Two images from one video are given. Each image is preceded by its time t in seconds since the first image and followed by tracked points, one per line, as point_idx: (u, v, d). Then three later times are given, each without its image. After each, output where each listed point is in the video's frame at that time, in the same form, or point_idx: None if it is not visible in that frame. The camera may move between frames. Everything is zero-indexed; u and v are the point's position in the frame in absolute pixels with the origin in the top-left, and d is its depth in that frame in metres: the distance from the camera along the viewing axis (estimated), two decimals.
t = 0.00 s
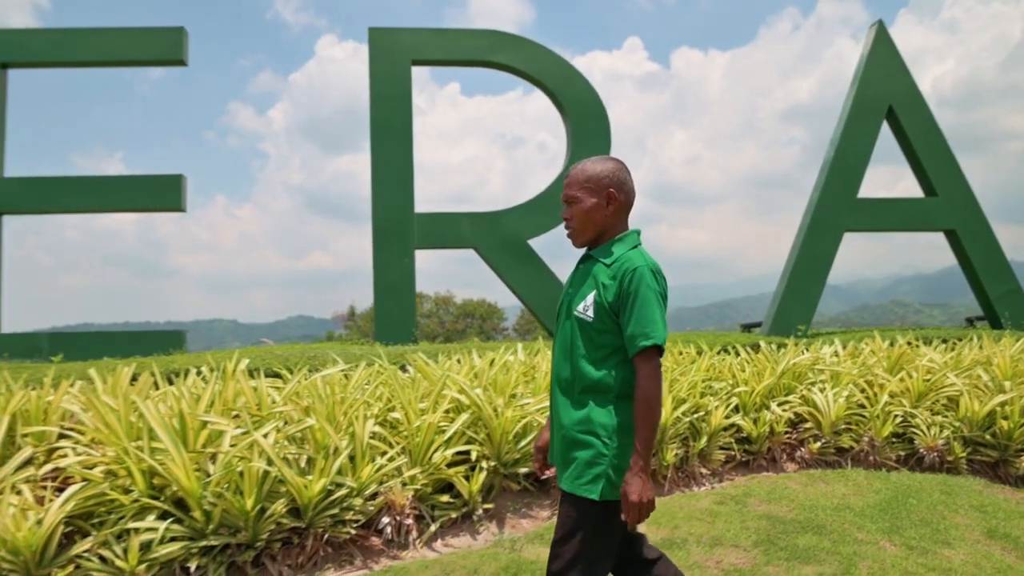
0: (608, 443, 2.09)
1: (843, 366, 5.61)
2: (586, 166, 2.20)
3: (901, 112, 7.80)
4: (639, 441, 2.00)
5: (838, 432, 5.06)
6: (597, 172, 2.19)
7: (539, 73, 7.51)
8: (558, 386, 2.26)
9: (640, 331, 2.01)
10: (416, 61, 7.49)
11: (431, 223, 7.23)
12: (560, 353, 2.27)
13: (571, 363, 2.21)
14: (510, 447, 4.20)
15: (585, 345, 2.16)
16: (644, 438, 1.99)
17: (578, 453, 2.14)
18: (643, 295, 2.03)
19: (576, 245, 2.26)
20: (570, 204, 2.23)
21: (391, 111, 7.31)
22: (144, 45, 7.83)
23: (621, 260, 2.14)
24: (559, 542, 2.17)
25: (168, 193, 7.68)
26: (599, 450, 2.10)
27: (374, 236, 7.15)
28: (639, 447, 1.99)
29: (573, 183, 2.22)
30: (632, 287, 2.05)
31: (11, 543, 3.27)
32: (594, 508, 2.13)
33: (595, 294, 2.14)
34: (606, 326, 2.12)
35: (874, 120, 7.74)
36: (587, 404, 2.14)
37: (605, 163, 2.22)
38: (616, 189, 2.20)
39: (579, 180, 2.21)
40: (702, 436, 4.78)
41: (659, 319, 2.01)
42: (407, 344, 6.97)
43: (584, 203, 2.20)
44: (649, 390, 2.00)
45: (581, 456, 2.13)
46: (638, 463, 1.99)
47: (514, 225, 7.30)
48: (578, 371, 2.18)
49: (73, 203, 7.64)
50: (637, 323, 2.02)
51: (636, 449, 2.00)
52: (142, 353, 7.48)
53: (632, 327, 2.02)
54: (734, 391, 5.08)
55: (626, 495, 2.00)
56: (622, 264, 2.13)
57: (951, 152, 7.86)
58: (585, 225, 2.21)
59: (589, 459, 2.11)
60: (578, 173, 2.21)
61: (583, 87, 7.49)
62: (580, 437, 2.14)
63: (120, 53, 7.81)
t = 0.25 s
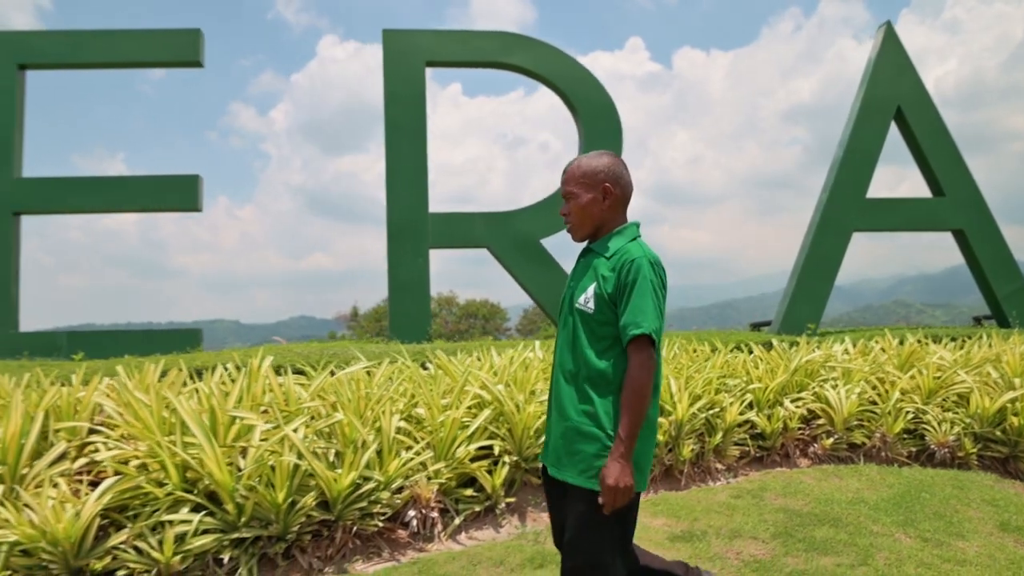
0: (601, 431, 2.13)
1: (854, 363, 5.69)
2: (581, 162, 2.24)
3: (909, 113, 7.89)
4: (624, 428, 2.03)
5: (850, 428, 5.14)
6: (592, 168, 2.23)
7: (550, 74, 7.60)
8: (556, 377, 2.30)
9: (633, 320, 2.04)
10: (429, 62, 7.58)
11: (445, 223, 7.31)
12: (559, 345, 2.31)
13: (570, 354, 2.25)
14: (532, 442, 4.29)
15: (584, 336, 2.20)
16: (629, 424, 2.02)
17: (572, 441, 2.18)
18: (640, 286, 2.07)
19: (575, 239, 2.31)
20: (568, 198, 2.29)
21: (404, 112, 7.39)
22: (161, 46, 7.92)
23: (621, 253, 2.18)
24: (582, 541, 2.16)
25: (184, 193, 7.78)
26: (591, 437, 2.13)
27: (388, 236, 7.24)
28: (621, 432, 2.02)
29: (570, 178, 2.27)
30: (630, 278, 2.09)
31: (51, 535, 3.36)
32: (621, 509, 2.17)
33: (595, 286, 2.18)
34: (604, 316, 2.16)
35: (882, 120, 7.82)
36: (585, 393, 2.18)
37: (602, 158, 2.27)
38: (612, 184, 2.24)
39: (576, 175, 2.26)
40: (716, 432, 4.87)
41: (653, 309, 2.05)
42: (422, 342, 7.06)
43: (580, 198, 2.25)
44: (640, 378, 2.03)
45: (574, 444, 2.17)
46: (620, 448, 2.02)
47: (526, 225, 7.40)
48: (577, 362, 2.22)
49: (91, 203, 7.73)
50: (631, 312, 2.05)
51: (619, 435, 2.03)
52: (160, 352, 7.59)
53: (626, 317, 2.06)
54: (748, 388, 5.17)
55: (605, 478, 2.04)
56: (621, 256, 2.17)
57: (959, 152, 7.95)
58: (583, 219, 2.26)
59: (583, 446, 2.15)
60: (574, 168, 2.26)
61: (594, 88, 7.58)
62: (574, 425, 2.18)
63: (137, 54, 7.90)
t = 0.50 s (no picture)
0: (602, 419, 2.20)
1: (865, 361, 5.78)
2: (577, 159, 2.34)
3: (917, 114, 7.97)
4: (611, 411, 2.10)
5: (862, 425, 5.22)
6: (587, 165, 2.33)
7: (562, 75, 7.68)
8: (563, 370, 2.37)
9: (632, 310, 2.11)
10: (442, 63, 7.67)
11: (458, 222, 7.40)
12: (566, 338, 2.40)
13: (577, 347, 2.33)
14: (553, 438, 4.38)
15: (591, 329, 2.28)
16: (614, 407, 2.09)
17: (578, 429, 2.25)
18: (642, 278, 2.15)
19: (576, 234, 2.41)
20: (567, 195, 2.38)
21: (418, 113, 7.48)
22: (177, 48, 8.01)
23: (624, 246, 2.26)
24: (622, 530, 2.26)
25: (201, 193, 7.87)
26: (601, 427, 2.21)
27: (403, 236, 7.32)
28: (607, 414, 2.10)
29: (569, 176, 2.37)
30: (632, 270, 2.17)
31: (88, 527, 3.44)
32: (642, 505, 2.33)
33: (600, 280, 2.26)
34: (609, 309, 2.24)
35: (890, 121, 7.90)
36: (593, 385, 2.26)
37: (598, 155, 2.36)
38: (607, 179, 2.33)
39: (572, 172, 2.36)
40: (731, 429, 4.96)
41: (653, 300, 2.12)
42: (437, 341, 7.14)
43: (577, 195, 2.34)
44: (636, 365, 2.09)
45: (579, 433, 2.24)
46: (602, 428, 2.10)
47: (539, 225, 7.48)
48: (585, 354, 2.30)
49: (109, 203, 7.82)
50: (631, 302, 2.13)
51: (605, 417, 2.10)
52: (178, 350, 7.69)
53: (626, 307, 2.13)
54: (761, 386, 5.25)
55: (577, 453, 2.14)
56: (624, 250, 2.24)
57: (967, 153, 8.03)
58: (581, 215, 2.36)
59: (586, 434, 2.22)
60: (571, 165, 2.36)
61: (605, 89, 7.67)
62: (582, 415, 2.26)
63: (154, 55, 7.98)
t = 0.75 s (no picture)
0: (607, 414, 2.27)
1: (876, 360, 5.86)
2: (576, 162, 2.43)
3: (924, 116, 8.05)
4: (603, 402, 2.16)
5: (874, 423, 5.30)
6: (585, 166, 2.42)
7: (573, 77, 7.78)
8: (570, 369, 2.44)
9: (633, 308, 2.18)
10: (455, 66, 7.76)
11: (472, 223, 7.49)
12: (572, 338, 2.46)
13: (584, 346, 2.40)
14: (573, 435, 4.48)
15: (597, 329, 2.35)
16: (606, 397, 2.15)
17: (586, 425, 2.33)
18: (644, 278, 2.22)
19: (577, 235, 2.49)
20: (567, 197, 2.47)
21: (432, 114, 7.57)
22: (193, 50, 8.12)
23: (627, 247, 2.32)
24: (645, 520, 2.30)
25: (217, 193, 7.96)
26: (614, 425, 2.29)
27: (416, 236, 7.41)
28: (598, 405, 2.15)
29: (569, 179, 2.46)
30: (634, 271, 2.23)
31: (122, 521, 3.53)
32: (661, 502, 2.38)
33: (604, 280, 2.33)
34: (614, 309, 2.31)
35: (898, 122, 7.99)
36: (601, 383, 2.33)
37: (596, 158, 2.45)
38: (604, 180, 2.42)
39: (571, 175, 2.45)
40: (745, 426, 5.04)
41: (654, 298, 2.19)
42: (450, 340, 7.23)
43: (576, 196, 2.43)
44: (633, 360, 2.16)
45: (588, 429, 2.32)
46: (590, 418, 2.16)
47: (551, 225, 7.58)
48: (593, 354, 2.37)
49: (126, 203, 7.92)
50: (633, 301, 2.19)
51: (595, 407, 2.16)
52: (195, 349, 7.80)
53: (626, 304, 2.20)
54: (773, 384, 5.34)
55: (564, 440, 2.19)
56: (627, 251, 2.31)
57: (974, 154, 8.11)
58: (580, 216, 2.44)
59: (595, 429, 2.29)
60: (571, 168, 2.45)
61: (616, 91, 7.76)
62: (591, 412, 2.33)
63: (170, 57, 8.08)
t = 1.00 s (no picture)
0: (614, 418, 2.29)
1: (885, 358, 5.95)
2: (574, 168, 2.45)
3: (931, 118, 8.14)
4: (608, 404, 2.18)
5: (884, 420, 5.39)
6: (583, 172, 2.43)
7: (584, 79, 7.87)
8: (574, 374, 2.45)
9: (635, 311, 2.21)
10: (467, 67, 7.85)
11: (483, 223, 7.58)
12: (572, 341, 2.47)
13: (585, 351, 2.41)
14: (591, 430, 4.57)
15: (599, 333, 2.37)
16: (610, 399, 2.18)
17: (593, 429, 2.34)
18: (646, 282, 2.24)
19: (573, 241, 2.49)
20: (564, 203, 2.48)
21: (444, 116, 7.65)
22: (208, 52, 8.21)
23: (626, 251, 2.34)
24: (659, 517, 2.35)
25: (232, 193, 8.04)
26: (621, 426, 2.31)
27: (429, 236, 7.50)
28: (602, 407, 2.18)
29: (566, 185, 2.47)
30: (634, 275, 2.25)
31: (156, 515, 3.61)
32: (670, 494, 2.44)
33: (604, 285, 2.34)
34: (615, 312, 2.32)
35: (906, 124, 8.07)
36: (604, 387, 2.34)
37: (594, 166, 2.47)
38: (602, 187, 2.43)
39: (569, 181, 2.46)
40: (757, 423, 5.12)
41: (656, 301, 2.22)
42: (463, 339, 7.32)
43: (573, 201, 2.44)
44: (636, 362, 2.18)
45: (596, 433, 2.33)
46: (595, 420, 2.18)
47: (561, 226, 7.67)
48: (595, 358, 2.38)
49: (142, 203, 8.01)
50: (635, 305, 2.22)
51: (600, 410, 2.19)
52: (210, 348, 7.90)
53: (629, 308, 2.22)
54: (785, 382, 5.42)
55: (570, 442, 2.20)
56: (626, 255, 2.32)
57: (980, 156, 8.21)
58: (577, 221, 2.45)
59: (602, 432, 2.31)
60: (568, 175, 2.46)
61: (627, 93, 7.87)
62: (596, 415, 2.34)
63: (186, 59, 8.18)
